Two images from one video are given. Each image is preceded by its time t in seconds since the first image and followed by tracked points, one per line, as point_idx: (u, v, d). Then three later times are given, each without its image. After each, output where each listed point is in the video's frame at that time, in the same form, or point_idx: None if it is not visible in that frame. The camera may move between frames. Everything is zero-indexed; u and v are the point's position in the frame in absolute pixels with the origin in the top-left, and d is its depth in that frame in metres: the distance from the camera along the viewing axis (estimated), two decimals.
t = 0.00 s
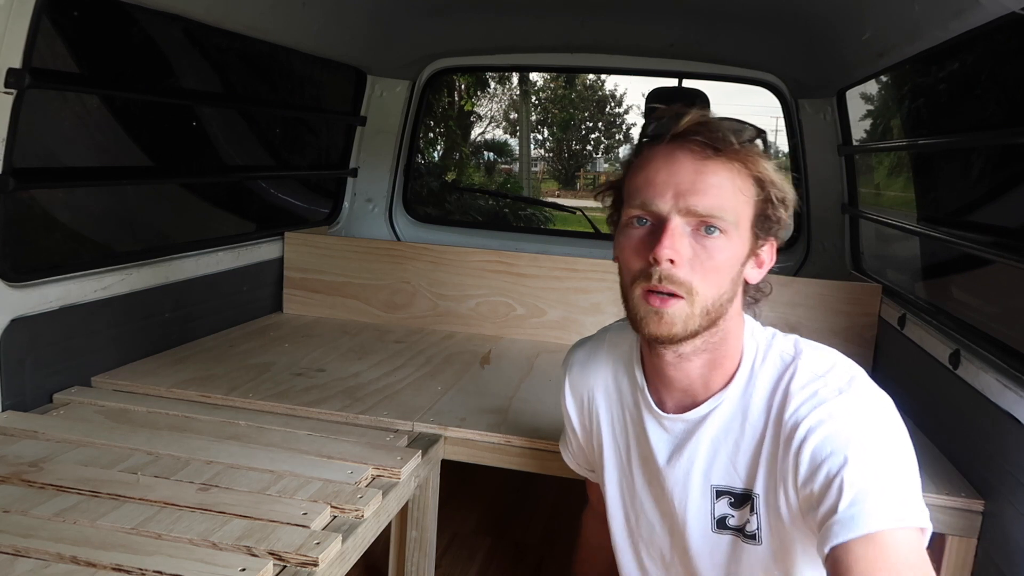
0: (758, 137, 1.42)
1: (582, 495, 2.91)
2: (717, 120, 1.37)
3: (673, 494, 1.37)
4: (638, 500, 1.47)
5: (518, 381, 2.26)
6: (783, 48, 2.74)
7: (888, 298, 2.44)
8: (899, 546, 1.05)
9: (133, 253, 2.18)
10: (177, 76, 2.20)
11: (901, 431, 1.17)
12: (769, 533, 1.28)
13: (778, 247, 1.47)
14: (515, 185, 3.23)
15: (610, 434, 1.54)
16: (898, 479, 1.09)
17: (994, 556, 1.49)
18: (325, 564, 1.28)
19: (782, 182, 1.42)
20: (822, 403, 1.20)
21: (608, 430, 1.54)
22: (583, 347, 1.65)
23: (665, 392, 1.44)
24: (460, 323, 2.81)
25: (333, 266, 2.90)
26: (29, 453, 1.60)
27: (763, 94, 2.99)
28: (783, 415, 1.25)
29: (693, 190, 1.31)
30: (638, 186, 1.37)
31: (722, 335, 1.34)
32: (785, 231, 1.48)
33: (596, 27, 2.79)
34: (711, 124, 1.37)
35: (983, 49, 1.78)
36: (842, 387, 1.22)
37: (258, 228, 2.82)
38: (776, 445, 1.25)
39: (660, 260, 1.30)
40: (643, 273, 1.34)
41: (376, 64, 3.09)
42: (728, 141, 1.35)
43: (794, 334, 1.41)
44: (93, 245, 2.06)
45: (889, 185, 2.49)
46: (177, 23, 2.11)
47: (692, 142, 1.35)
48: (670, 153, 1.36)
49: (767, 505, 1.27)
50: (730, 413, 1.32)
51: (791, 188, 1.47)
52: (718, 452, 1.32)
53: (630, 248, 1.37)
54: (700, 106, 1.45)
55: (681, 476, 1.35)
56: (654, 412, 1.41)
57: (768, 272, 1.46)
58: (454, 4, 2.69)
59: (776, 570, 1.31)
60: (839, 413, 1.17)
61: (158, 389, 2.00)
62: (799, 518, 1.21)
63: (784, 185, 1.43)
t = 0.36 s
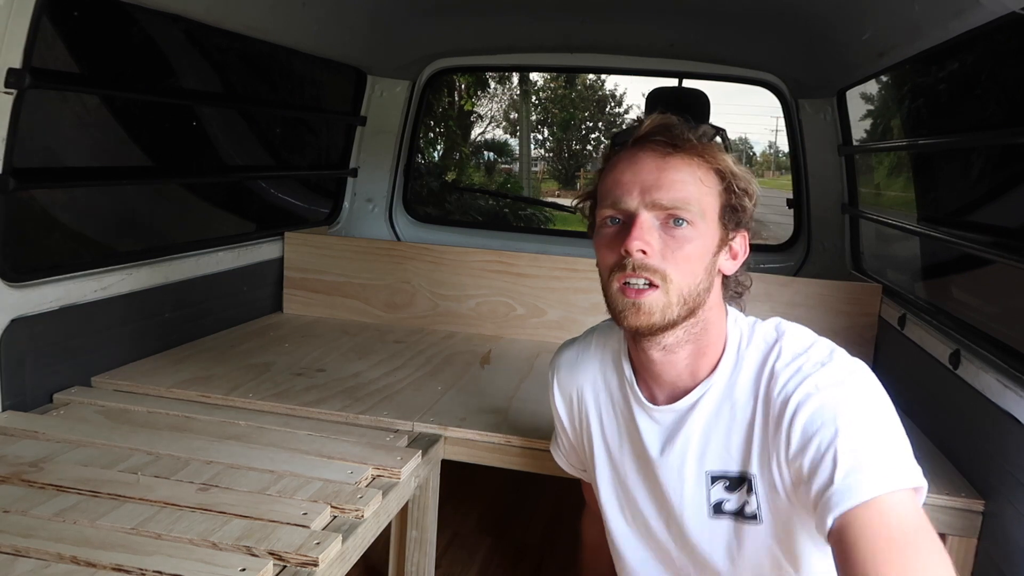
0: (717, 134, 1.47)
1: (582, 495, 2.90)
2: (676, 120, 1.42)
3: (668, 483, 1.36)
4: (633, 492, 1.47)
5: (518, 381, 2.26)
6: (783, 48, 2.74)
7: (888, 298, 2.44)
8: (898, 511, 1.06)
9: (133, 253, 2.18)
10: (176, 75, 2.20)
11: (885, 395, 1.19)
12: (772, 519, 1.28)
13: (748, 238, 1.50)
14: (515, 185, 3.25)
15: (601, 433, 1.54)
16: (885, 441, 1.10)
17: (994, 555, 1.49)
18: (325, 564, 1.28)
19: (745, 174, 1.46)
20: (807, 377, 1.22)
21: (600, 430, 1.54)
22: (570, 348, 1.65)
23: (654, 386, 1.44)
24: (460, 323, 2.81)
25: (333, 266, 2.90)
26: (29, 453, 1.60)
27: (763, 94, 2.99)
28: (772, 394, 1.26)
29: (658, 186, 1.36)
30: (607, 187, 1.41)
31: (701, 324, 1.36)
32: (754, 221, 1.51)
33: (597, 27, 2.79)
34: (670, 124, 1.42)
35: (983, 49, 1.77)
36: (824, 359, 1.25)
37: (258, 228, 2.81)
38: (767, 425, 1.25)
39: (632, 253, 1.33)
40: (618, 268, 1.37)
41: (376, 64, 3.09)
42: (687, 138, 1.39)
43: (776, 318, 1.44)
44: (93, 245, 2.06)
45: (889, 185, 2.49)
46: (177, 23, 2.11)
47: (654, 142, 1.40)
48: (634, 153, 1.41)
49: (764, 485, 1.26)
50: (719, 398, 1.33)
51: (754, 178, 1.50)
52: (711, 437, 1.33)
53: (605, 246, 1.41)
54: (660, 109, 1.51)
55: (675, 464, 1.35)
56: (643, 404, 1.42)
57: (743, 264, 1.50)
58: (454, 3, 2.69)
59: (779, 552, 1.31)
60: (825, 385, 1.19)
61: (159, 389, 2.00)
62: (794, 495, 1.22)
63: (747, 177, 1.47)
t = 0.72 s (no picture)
0: (706, 145, 1.48)
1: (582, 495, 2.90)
2: (667, 133, 1.43)
3: (665, 494, 1.36)
4: (631, 501, 1.47)
5: (518, 381, 2.26)
6: (783, 48, 2.74)
7: (888, 298, 2.44)
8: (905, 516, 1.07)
9: (133, 253, 2.18)
10: (177, 75, 2.20)
11: (888, 404, 1.20)
12: (769, 526, 1.28)
13: (741, 243, 1.52)
14: (515, 185, 3.25)
15: (596, 442, 1.54)
16: (889, 449, 1.12)
17: (994, 555, 1.49)
18: (325, 564, 1.28)
19: (735, 182, 1.48)
20: (808, 389, 1.23)
21: (595, 439, 1.54)
22: (560, 356, 1.64)
23: (652, 398, 1.44)
24: (460, 323, 2.81)
25: (333, 266, 2.90)
26: (29, 453, 1.60)
27: (763, 94, 2.99)
28: (772, 405, 1.27)
29: (656, 201, 1.35)
30: (603, 204, 1.41)
31: (705, 334, 1.36)
32: (745, 227, 1.54)
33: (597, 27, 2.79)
34: (663, 137, 1.42)
35: (983, 49, 1.78)
36: (824, 368, 1.26)
37: (258, 228, 2.81)
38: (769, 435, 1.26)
39: (637, 270, 1.33)
40: (622, 285, 1.36)
41: (377, 64, 3.09)
42: (680, 151, 1.40)
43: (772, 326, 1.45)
44: (93, 245, 2.06)
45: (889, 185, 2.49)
46: (177, 23, 2.11)
47: (648, 156, 1.40)
48: (629, 168, 1.40)
49: (765, 495, 1.27)
50: (718, 408, 1.33)
51: (746, 186, 1.53)
52: (708, 448, 1.32)
53: (605, 263, 1.40)
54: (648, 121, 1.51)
55: (674, 475, 1.35)
56: (641, 414, 1.42)
57: (736, 268, 1.52)
58: (454, 3, 2.69)
59: (776, 558, 1.31)
60: (828, 394, 1.20)
61: (158, 389, 2.00)
62: (801, 507, 1.23)
63: (738, 185, 1.49)
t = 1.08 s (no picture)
0: (710, 149, 1.48)
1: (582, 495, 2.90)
2: (674, 136, 1.42)
3: (658, 496, 1.36)
4: (620, 506, 1.47)
5: (518, 381, 2.26)
6: (783, 47, 2.74)
7: (888, 298, 2.44)
8: (890, 507, 1.08)
9: (132, 253, 2.18)
10: (176, 76, 2.20)
11: (875, 396, 1.21)
12: (759, 526, 1.29)
13: (739, 248, 1.53)
14: (515, 185, 3.25)
15: (584, 447, 1.53)
16: (874, 440, 1.13)
17: (994, 555, 1.49)
18: (325, 564, 1.28)
19: (737, 187, 1.49)
20: (798, 386, 1.24)
21: (583, 444, 1.54)
22: (545, 362, 1.64)
23: (643, 400, 1.43)
24: (460, 323, 2.81)
25: (333, 266, 2.91)
26: (29, 453, 1.60)
27: (764, 94, 2.99)
28: (762, 404, 1.28)
29: (660, 208, 1.35)
30: (606, 207, 1.40)
31: (700, 339, 1.37)
32: (744, 231, 1.55)
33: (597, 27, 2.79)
34: (669, 141, 1.41)
35: (983, 49, 1.78)
36: (813, 363, 1.28)
37: (258, 228, 2.81)
38: (759, 434, 1.27)
39: (638, 278, 1.33)
40: (621, 291, 1.36)
41: (377, 64, 3.08)
42: (687, 156, 1.39)
43: (762, 326, 1.46)
44: (93, 245, 2.06)
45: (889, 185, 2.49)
46: (177, 24, 2.11)
47: (654, 161, 1.39)
48: (634, 172, 1.39)
49: (753, 494, 1.27)
50: (708, 410, 1.34)
51: (747, 191, 1.54)
52: (700, 449, 1.33)
53: (605, 267, 1.39)
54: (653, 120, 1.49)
55: (667, 477, 1.35)
56: (632, 418, 1.41)
57: (732, 272, 1.53)
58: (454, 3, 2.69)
59: (765, 557, 1.31)
60: (817, 388, 1.22)
61: (159, 389, 2.00)
62: (791, 503, 1.23)
63: (740, 191, 1.49)
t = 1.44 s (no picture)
0: (704, 145, 1.48)
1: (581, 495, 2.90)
2: (667, 131, 1.42)
3: (650, 494, 1.37)
4: (613, 503, 1.47)
5: (518, 381, 2.26)
6: (783, 47, 2.74)
7: (888, 298, 2.44)
8: (875, 506, 1.08)
9: (132, 253, 2.18)
10: (177, 75, 2.20)
11: (865, 396, 1.21)
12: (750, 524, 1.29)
13: (732, 245, 1.53)
14: (515, 185, 3.25)
15: (579, 443, 1.54)
16: (863, 440, 1.13)
17: (994, 555, 1.49)
18: (325, 564, 1.28)
19: (730, 184, 1.49)
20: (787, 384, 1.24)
21: (578, 440, 1.54)
22: (542, 358, 1.64)
23: (636, 395, 1.44)
24: (460, 323, 2.81)
25: (333, 266, 2.91)
26: (29, 453, 1.60)
27: (764, 94, 2.99)
28: (753, 401, 1.28)
29: (652, 201, 1.35)
30: (598, 201, 1.40)
31: (692, 333, 1.37)
32: (737, 229, 1.54)
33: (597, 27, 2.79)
34: (662, 135, 1.41)
35: (983, 49, 1.77)
36: (803, 362, 1.28)
37: (258, 228, 2.81)
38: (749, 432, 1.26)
39: (629, 270, 1.33)
40: (612, 284, 1.36)
41: (377, 64, 3.08)
42: (679, 151, 1.39)
43: (755, 323, 1.46)
44: (93, 245, 2.06)
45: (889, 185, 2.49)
46: (177, 24, 2.11)
47: (646, 155, 1.39)
48: (626, 166, 1.39)
49: (743, 491, 1.27)
50: (700, 407, 1.34)
51: (741, 188, 1.54)
52: (692, 446, 1.33)
53: (596, 260, 1.40)
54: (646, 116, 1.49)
55: (659, 474, 1.35)
56: (625, 413, 1.42)
57: (726, 270, 1.53)
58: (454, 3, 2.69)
59: (756, 555, 1.31)
60: (805, 386, 1.22)
61: (159, 389, 2.00)
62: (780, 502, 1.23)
63: (733, 187, 1.49)
